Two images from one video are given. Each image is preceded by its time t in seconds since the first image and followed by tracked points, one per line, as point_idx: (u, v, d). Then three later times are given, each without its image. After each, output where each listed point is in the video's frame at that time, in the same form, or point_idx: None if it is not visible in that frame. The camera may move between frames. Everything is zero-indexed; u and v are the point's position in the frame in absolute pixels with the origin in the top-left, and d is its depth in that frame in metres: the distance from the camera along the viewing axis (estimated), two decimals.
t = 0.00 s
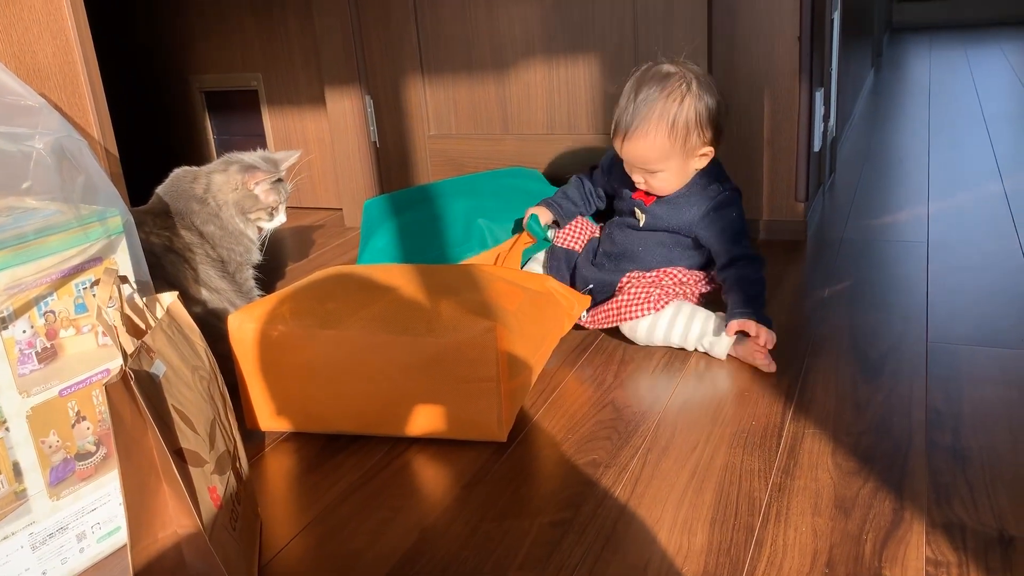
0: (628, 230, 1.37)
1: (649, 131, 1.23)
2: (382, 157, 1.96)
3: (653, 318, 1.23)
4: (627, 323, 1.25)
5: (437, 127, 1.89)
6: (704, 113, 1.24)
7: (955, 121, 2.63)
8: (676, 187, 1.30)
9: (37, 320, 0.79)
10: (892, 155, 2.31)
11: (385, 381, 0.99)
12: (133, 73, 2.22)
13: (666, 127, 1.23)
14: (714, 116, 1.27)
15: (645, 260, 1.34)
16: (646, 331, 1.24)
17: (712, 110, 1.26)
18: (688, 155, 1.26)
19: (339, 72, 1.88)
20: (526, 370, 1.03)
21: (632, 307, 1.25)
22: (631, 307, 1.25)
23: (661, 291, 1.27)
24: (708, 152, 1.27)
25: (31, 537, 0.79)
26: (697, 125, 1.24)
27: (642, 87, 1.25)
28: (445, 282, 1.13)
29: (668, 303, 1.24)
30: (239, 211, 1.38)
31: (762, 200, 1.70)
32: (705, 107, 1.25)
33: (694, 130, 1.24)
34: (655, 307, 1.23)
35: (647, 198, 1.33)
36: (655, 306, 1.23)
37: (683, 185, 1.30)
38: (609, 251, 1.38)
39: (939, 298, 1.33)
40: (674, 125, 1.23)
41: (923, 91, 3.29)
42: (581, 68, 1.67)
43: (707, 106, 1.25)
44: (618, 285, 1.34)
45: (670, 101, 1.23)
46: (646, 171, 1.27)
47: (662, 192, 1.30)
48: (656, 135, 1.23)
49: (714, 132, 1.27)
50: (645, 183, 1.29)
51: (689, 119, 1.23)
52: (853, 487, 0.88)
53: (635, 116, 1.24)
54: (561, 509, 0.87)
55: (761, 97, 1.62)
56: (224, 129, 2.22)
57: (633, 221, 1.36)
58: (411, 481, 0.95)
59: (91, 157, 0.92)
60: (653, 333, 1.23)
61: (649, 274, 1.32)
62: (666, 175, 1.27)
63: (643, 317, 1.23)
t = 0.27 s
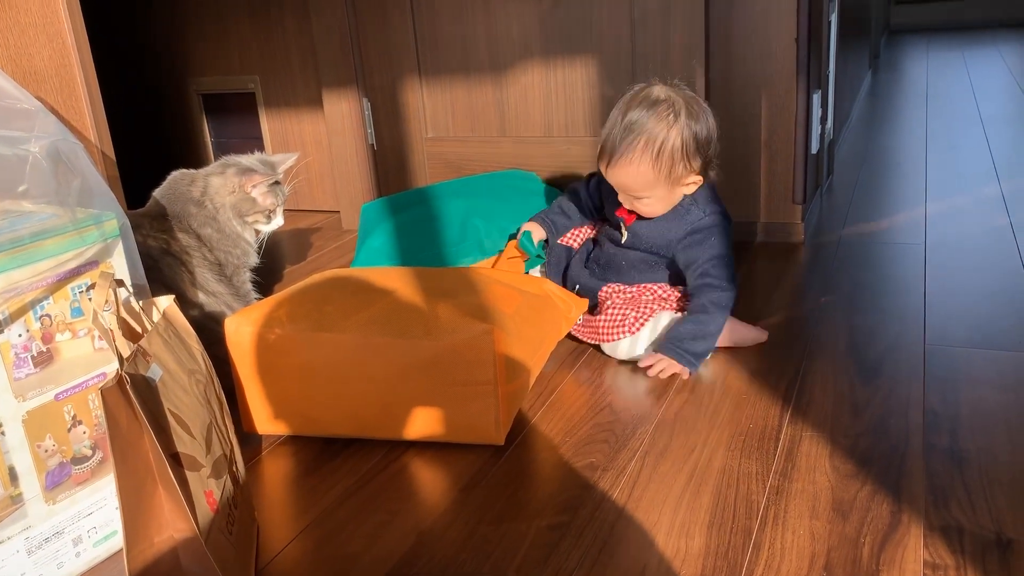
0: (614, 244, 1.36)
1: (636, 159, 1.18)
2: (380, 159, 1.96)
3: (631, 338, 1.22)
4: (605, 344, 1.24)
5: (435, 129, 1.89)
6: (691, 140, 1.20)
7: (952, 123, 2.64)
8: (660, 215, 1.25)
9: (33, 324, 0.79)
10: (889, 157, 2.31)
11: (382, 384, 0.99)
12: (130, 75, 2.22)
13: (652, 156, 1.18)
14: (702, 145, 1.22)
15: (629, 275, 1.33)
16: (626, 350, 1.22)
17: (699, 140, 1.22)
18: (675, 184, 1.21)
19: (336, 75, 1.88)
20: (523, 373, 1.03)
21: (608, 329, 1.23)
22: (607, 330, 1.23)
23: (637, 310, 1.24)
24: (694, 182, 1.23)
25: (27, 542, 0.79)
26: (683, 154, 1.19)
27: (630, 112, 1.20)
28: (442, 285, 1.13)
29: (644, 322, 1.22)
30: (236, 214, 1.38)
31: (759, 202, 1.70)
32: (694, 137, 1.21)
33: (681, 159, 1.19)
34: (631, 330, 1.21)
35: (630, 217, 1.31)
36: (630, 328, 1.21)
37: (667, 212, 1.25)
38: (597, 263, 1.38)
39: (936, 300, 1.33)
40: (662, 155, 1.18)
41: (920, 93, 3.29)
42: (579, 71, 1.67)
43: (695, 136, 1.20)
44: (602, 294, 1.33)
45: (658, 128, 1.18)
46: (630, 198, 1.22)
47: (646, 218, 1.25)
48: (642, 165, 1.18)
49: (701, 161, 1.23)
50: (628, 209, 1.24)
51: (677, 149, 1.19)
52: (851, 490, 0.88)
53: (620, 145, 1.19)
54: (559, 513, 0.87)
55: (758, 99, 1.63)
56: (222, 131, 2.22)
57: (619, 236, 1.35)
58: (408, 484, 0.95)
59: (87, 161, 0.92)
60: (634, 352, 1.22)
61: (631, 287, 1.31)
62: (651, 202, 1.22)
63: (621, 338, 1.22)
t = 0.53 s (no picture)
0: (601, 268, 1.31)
1: (596, 208, 1.09)
2: (380, 163, 1.96)
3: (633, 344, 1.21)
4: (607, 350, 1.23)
5: (435, 133, 1.89)
6: (652, 178, 1.08)
7: (951, 126, 2.64)
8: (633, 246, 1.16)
9: (36, 328, 0.79)
10: (888, 160, 2.31)
11: (383, 387, 0.99)
12: (130, 78, 2.23)
13: (613, 203, 1.08)
14: (668, 175, 1.11)
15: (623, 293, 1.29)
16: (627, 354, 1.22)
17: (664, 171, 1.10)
18: (641, 223, 1.11)
19: (337, 78, 1.88)
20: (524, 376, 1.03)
21: (610, 335, 1.22)
22: (609, 337, 1.22)
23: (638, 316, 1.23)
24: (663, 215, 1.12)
25: (29, 545, 0.79)
26: (647, 193, 1.08)
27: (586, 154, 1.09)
28: (444, 288, 1.13)
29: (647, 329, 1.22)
30: (237, 217, 1.38)
31: (758, 205, 1.71)
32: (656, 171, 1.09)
33: (643, 200, 1.09)
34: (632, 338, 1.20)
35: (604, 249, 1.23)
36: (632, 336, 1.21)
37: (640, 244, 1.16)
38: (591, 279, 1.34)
39: (935, 303, 1.33)
40: (621, 202, 1.08)
41: (919, 96, 3.30)
42: (578, 74, 1.68)
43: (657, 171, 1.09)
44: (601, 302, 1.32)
45: (615, 173, 1.07)
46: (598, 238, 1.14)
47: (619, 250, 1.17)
48: (604, 215, 1.09)
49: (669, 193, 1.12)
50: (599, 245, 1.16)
51: (637, 191, 1.08)
52: (851, 493, 0.88)
53: (577, 193, 1.09)
54: (559, 516, 0.87)
55: (757, 103, 1.63)
56: (222, 134, 2.22)
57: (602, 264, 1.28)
58: (410, 487, 0.95)
59: (89, 165, 0.92)
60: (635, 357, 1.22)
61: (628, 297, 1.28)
62: (620, 240, 1.14)
63: (622, 346, 1.21)
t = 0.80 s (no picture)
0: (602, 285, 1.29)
1: (543, 223, 1.08)
2: (381, 165, 1.97)
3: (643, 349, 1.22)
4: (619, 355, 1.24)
5: (437, 135, 1.90)
6: (595, 191, 1.07)
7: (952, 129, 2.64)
8: (597, 258, 1.14)
9: (39, 330, 0.79)
10: (889, 162, 2.31)
11: (385, 389, 1.00)
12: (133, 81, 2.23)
13: (558, 217, 1.07)
14: (614, 184, 1.09)
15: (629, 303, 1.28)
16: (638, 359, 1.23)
17: (609, 180, 1.09)
18: (594, 234, 1.10)
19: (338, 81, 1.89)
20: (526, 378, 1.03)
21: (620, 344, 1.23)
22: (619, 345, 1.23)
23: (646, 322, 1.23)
24: (615, 225, 1.10)
25: (32, 547, 0.79)
26: (590, 205, 1.07)
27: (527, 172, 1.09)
28: (446, 290, 1.13)
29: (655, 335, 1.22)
30: (240, 220, 1.38)
31: (759, 208, 1.71)
32: (600, 182, 1.08)
33: (589, 212, 1.07)
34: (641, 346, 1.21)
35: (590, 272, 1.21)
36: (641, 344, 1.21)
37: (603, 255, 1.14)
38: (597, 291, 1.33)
39: (937, 305, 1.33)
40: (564, 216, 1.07)
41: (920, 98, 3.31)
42: (580, 77, 1.68)
43: (599, 181, 1.07)
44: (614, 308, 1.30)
45: (554, 187, 1.07)
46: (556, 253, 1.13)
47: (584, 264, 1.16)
48: (551, 229, 1.08)
49: (618, 203, 1.10)
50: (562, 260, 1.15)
51: (580, 203, 1.07)
52: (853, 495, 0.88)
53: (523, 210, 1.09)
54: (561, 519, 0.87)
55: (759, 105, 1.63)
56: (224, 137, 2.22)
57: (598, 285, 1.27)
58: (412, 489, 0.95)
59: (93, 168, 0.92)
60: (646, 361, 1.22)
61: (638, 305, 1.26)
62: (578, 254, 1.12)
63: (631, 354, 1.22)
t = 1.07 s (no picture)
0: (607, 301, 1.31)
1: (523, 206, 1.09)
2: (384, 167, 1.97)
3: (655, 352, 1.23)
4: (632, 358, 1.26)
5: (440, 137, 1.90)
6: (579, 180, 1.08)
7: (954, 130, 2.64)
8: (579, 258, 1.12)
9: (44, 332, 0.80)
10: (891, 164, 2.32)
11: (388, 390, 1.00)
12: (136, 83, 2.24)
13: (537, 199, 1.08)
14: (598, 177, 1.10)
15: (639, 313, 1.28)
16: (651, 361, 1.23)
17: (592, 172, 1.10)
18: (574, 225, 1.09)
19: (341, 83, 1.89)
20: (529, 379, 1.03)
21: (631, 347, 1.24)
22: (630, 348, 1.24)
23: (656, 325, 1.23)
24: (596, 218, 1.10)
25: (37, 548, 0.80)
26: (570, 191, 1.08)
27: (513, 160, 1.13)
28: (449, 292, 1.13)
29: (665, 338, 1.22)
30: (243, 222, 1.39)
31: (762, 209, 1.71)
32: (583, 171, 1.09)
33: (569, 198, 1.08)
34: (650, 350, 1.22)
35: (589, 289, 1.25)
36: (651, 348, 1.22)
37: (586, 255, 1.12)
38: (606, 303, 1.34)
39: (939, 307, 1.33)
40: (543, 199, 1.08)
41: (922, 100, 3.31)
42: (583, 79, 1.68)
43: (581, 169, 1.09)
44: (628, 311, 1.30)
45: (536, 170, 1.09)
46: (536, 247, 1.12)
47: (565, 265, 1.13)
48: (530, 214, 1.09)
49: (600, 195, 1.10)
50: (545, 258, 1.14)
51: (560, 187, 1.08)
52: (856, 497, 0.88)
53: (507, 194, 1.11)
54: (564, 520, 0.88)
55: (761, 107, 1.63)
56: (227, 138, 2.23)
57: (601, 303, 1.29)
58: (415, 490, 0.95)
59: (98, 170, 0.93)
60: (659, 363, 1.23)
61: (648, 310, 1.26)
62: (557, 248, 1.10)
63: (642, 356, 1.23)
